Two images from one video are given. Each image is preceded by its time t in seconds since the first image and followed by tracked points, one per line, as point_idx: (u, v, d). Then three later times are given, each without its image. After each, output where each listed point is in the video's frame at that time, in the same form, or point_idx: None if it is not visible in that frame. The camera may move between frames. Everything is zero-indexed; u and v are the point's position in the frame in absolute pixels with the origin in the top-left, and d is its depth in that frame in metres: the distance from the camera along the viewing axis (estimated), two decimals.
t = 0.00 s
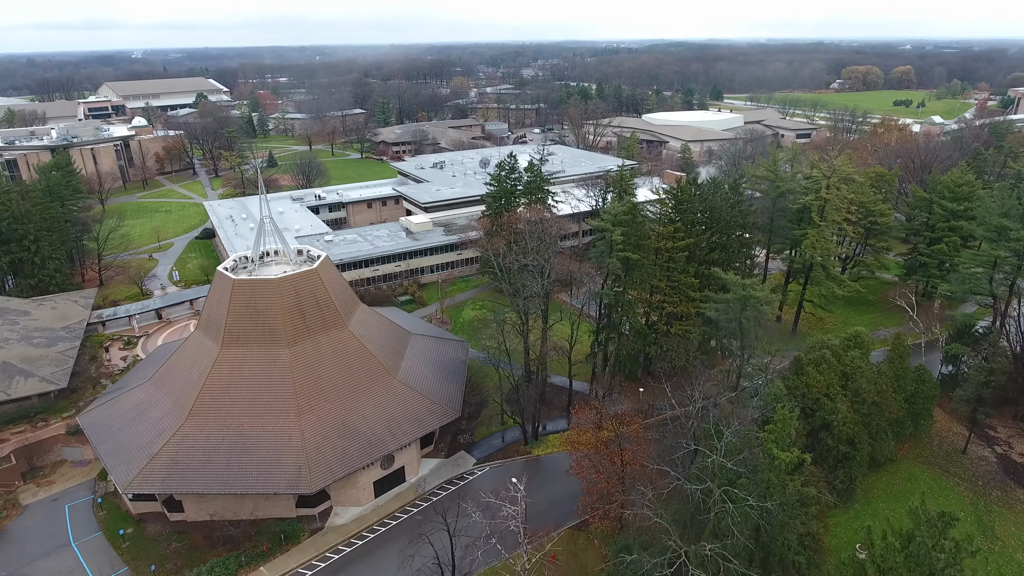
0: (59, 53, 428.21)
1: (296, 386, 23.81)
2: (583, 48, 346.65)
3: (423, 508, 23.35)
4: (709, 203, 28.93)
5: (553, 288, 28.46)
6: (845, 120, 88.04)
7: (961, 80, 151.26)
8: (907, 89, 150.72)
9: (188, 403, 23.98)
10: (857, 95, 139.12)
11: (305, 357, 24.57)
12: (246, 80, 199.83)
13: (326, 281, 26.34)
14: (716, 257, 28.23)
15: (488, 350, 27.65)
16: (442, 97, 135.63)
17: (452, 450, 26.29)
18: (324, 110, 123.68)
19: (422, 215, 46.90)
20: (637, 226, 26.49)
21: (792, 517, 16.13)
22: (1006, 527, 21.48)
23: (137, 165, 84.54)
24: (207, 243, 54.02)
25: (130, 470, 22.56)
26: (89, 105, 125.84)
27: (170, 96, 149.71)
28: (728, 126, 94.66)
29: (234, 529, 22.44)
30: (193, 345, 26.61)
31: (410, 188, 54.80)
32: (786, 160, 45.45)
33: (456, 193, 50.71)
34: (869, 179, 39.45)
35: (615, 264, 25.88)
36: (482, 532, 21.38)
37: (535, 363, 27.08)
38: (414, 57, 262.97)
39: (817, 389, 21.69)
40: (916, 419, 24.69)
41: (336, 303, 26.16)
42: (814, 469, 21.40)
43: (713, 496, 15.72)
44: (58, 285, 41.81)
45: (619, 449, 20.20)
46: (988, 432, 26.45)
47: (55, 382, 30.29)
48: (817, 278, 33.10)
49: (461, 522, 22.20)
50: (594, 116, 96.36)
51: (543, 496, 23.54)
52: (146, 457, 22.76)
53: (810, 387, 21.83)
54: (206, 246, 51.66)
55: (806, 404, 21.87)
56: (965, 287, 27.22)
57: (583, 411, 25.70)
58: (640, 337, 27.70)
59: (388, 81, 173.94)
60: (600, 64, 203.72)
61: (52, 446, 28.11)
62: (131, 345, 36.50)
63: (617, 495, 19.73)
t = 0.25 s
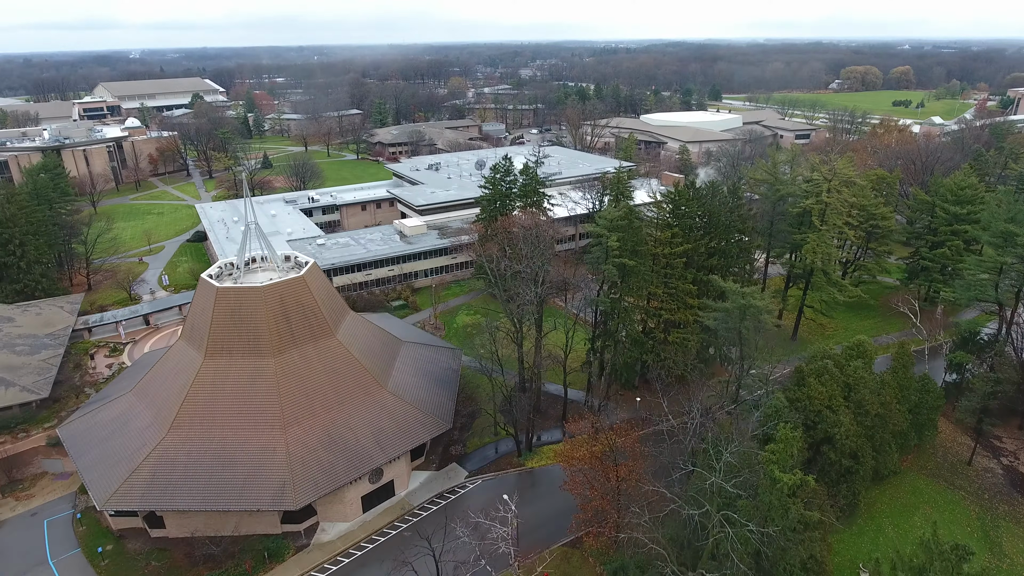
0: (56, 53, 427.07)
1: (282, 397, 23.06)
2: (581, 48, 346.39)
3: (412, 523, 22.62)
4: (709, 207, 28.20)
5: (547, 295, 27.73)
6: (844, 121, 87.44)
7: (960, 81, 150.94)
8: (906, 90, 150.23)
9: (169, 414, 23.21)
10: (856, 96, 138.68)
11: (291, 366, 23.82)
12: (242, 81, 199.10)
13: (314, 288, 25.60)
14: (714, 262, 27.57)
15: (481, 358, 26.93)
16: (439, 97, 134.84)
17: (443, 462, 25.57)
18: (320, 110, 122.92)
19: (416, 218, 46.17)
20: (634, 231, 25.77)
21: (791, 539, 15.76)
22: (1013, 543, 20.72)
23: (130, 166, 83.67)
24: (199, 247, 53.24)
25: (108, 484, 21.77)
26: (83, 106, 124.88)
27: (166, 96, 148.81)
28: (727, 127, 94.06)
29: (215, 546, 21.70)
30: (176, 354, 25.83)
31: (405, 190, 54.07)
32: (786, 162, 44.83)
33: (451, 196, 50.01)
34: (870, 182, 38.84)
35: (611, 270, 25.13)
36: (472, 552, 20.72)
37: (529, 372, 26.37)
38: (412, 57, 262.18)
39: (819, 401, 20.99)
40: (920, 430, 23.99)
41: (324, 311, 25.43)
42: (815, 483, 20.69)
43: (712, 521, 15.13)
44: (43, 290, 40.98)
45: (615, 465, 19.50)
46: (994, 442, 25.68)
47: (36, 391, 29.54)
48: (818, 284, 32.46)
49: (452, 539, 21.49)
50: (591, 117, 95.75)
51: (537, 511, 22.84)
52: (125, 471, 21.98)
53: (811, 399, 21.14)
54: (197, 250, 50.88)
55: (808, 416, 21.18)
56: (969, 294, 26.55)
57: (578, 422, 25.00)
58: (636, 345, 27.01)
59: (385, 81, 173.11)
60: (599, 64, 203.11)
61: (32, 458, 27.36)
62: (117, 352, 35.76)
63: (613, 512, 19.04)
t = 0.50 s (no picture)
0: (42, 53, 422.17)
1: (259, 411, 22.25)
2: (573, 48, 346.19)
3: (395, 541, 21.82)
4: (700, 210, 27.50)
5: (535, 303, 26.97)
6: (835, 121, 87.36)
7: (949, 80, 151.58)
8: (896, 89, 150.74)
9: (142, 431, 22.33)
10: (847, 96, 138.88)
11: (270, 379, 22.97)
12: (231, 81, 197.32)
13: (293, 297, 24.72)
14: (706, 267, 26.89)
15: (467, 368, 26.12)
16: (429, 97, 133.95)
17: (428, 476, 24.78)
18: (309, 111, 121.74)
19: (403, 221, 45.35)
20: (623, 236, 25.06)
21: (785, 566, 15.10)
22: (1012, 556, 20.11)
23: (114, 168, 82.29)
24: (182, 251, 52.19)
25: (77, 505, 20.88)
26: (67, 107, 123.06)
27: (153, 96, 146.98)
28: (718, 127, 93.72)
29: (189, 568, 20.81)
30: (151, 366, 24.90)
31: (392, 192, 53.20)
32: (778, 163, 44.33)
33: (439, 198, 49.21)
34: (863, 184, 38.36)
35: (599, 278, 24.39)
36: None
37: (516, 382, 25.62)
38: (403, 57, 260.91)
39: (814, 412, 20.31)
40: (916, 439, 23.41)
41: (305, 320, 24.60)
42: (810, 498, 20.07)
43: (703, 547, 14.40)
44: (19, 297, 39.56)
45: (604, 481, 18.78)
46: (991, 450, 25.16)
47: (7, 404, 28.53)
48: (811, 288, 31.91)
49: (436, 558, 20.71)
50: (582, 118, 95.20)
51: (524, 527, 22.12)
52: (95, 491, 21.09)
53: (806, 410, 20.44)
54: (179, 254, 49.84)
55: (802, 428, 20.52)
56: (965, 299, 26.04)
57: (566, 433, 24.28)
58: (626, 353, 26.32)
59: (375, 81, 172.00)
60: (590, 64, 202.76)
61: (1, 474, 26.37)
62: (93, 362, 34.76)
63: (602, 531, 18.35)
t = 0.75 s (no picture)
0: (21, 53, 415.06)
1: (232, 426, 21.29)
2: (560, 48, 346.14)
3: (375, 560, 20.97)
4: (689, 213, 26.88)
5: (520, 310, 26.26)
6: (821, 121, 87.61)
7: (932, 80, 153.00)
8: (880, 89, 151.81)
9: (109, 449, 21.32)
10: (832, 95, 139.66)
11: (243, 393, 22.05)
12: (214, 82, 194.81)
13: (269, 306, 23.80)
14: (695, 272, 26.32)
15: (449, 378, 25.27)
16: (416, 98, 132.94)
17: (410, 491, 23.97)
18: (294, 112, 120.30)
19: (387, 225, 44.51)
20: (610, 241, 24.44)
21: None
22: (1007, 567, 19.69)
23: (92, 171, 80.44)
24: (160, 257, 50.92)
25: (39, 529, 19.82)
26: (44, 108, 120.47)
27: (134, 98, 144.40)
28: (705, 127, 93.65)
29: None
30: (119, 380, 23.86)
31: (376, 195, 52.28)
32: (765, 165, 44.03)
33: (423, 201, 48.41)
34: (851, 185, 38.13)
35: (585, 284, 23.72)
36: None
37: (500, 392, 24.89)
38: (389, 57, 259.23)
39: (806, 422, 19.85)
40: (908, 446, 23.00)
41: (280, 331, 23.68)
42: (801, 511, 19.55)
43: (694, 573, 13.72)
44: None
45: (590, 498, 18.14)
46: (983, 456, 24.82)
47: None
48: (800, 292, 31.53)
49: None
50: (569, 118, 94.73)
51: (508, 544, 21.34)
52: (57, 514, 20.04)
53: (797, 420, 20.00)
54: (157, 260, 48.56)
55: (794, 439, 19.99)
56: (956, 303, 25.77)
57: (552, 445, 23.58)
58: (613, 362, 25.70)
59: (361, 82, 170.50)
60: (578, 65, 202.61)
61: None
62: (65, 373, 33.57)
63: (589, 549, 17.69)
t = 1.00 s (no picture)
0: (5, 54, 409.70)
1: (206, 443, 20.35)
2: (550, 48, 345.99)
3: None
4: (681, 217, 26.27)
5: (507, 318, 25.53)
6: (811, 122, 87.58)
7: (920, 80, 153.89)
8: (869, 89, 152.45)
9: (77, 467, 20.32)
10: (821, 95, 140.07)
11: (219, 408, 21.14)
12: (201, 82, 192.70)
13: (246, 317, 22.92)
14: (686, 277, 25.70)
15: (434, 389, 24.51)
16: (405, 99, 131.99)
17: (394, 506, 23.18)
18: (281, 113, 119.00)
19: (373, 229, 43.69)
20: (599, 247, 23.78)
21: None
22: None
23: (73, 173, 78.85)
24: (141, 262, 49.71)
25: None
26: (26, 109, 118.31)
27: (119, 99, 142.33)
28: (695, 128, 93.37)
29: None
30: (89, 395, 22.84)
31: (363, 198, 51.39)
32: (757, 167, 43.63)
33: (410, 204, 47.60)
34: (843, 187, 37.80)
35: (573, 292, 23.01)
36: None
37: (487, 403, 24.17)
38: (379, 57, 257.63)
39: (801, 434, 19.28)
40: (904, 456, 22.49)
41: (258, 343, 22.78)
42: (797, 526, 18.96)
43: None
44: None
45: (580, 517, 17.41)
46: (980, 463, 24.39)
47: None
48: (793, 296, 31.06)
49: None
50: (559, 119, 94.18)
51: (495, 561, 20.56)
52: (20, 538, 19.01)
53: (792, 432, 19.44)
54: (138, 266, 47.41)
55: (789, 451, 19.42)
56: (951, 308, 25.39)
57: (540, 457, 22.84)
58: (602, 371, 25.05)
59: (349, 82, 169.21)
60: (568, 65, 202.20)
61: None
62: (38, 385, 32.42)
63: (578, 571, 17.00)
